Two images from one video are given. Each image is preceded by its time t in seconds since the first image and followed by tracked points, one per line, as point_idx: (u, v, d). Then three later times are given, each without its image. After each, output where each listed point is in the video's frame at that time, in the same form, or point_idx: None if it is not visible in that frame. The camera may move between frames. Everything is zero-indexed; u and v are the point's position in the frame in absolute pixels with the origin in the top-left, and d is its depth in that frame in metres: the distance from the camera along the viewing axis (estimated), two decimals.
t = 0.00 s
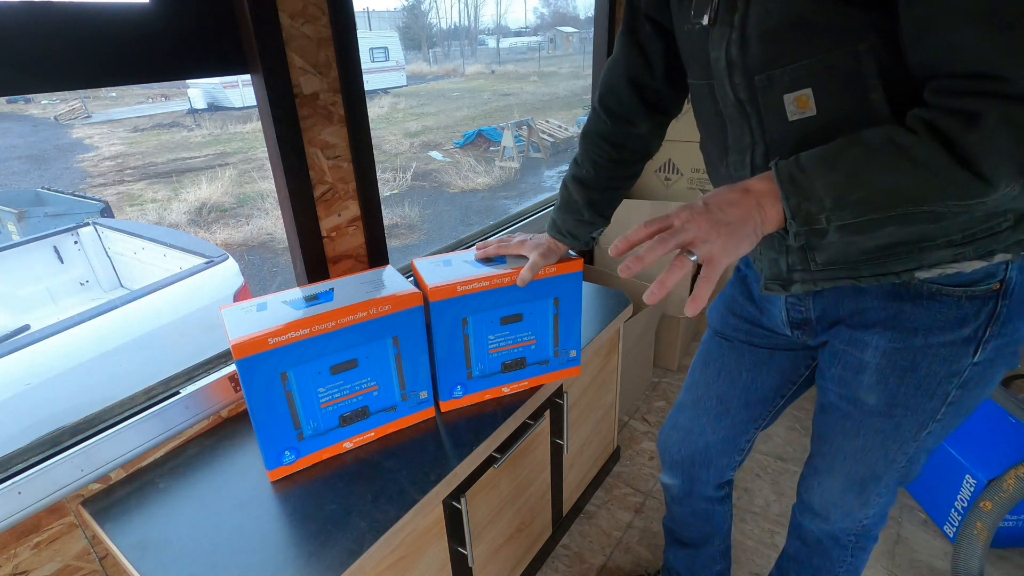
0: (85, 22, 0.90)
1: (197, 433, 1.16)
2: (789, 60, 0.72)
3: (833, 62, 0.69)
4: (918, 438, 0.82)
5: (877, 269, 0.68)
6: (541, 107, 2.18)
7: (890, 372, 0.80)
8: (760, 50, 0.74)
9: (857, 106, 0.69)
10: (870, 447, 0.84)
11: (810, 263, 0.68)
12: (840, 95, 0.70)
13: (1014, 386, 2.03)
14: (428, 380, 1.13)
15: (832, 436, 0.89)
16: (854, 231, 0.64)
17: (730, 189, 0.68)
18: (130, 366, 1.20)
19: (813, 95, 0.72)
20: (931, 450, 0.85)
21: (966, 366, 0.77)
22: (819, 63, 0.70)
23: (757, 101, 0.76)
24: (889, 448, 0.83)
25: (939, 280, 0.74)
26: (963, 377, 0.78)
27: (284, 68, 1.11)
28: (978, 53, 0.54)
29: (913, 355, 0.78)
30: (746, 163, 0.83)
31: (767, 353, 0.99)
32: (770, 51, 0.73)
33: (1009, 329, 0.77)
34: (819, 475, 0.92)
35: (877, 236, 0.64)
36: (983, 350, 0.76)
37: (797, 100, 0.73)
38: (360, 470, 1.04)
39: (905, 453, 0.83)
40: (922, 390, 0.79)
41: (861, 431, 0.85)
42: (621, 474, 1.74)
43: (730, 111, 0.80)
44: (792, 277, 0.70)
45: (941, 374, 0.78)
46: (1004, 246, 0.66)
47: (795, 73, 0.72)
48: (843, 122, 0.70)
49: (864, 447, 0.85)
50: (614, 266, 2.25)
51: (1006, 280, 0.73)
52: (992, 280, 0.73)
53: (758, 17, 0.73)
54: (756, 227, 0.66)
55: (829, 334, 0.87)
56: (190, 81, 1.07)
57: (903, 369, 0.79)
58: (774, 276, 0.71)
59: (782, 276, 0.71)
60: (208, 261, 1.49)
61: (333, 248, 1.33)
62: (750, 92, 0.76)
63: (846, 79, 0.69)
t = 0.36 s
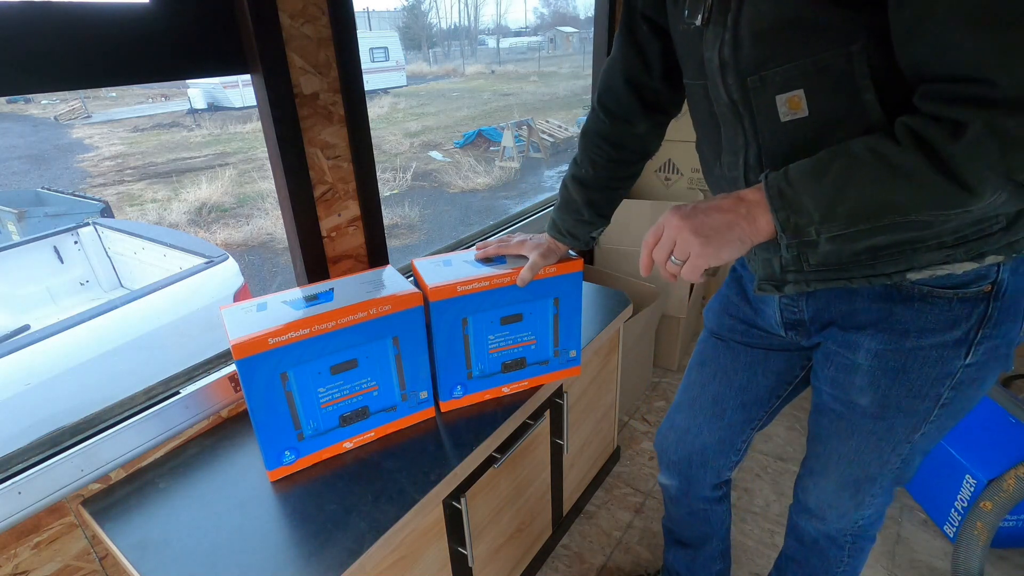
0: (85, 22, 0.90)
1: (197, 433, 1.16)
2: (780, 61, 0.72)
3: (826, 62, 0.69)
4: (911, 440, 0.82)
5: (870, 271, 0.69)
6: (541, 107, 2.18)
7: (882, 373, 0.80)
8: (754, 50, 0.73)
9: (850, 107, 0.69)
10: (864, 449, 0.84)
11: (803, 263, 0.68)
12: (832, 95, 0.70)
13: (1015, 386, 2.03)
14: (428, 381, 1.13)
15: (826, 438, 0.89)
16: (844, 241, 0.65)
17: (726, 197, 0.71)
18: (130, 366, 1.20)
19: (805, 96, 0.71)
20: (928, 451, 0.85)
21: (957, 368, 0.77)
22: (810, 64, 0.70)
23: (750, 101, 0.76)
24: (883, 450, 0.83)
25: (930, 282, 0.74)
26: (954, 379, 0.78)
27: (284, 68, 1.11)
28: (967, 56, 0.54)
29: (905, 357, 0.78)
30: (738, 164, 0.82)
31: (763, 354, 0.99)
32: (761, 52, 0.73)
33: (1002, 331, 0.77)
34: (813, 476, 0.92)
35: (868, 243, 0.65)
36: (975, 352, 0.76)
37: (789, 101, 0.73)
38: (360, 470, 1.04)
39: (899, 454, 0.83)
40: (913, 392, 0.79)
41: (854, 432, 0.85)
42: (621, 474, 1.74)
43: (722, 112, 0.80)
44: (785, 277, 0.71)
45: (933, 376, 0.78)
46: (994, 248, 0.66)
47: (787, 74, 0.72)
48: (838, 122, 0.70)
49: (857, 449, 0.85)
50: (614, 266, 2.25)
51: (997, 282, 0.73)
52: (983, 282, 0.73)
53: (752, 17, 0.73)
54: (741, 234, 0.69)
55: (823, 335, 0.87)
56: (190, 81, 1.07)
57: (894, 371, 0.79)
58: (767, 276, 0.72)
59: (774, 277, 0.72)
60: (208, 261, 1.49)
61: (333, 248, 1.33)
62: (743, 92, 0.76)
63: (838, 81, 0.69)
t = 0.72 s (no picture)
0: (85, 22, 0.90)
1: (197, 433, 1.16)
2: (779, 63, 0.72)
3: (825, 63, 0.69)
4: (912, 440, 0.82)
5: (872, 271, 0.69)
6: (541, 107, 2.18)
7: (883, 373, 0.80)
8: (753, 51, 0.74)
9: (851, 108, 0.69)
10: (865, 449, 0.84)
11: (803, 264, 0.68)
12: (832, 95, 0.70)
13: (1014, 386, 2.04)
14: (428, 380, 1.13)
15: (827, 438, 0.89)
16: (848, 244, 0.65)
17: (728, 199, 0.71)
18: (131, 366, 1.20)
19: (805, 96, 0.71)
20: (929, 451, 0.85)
21: (958, 368, 0.77)
22: (810, 65, 0.70)
23: (749, 103, 0.76)
24: (883, 450, 0.83)
25: (932, 281, 0.74)
26: (955, 379, 0.78)
27: (284, 68, 1.11)
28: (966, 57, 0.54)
29: (906, 357, 0.78)
30: (737, 165, 0.82)
31: (763, 354, 0.99)
32: (761, 53, 0.73)
33: (1002, 331, 0.77)
34: (814, 476, 0.92)
35: (870, 246, 0.65)
36: (976, 352, 0.76)
37: (789, 102, 0.73)
38: (361, 470, 1.04)
39: (900, 454, 0.83)
40: (915, 393, 0.79)
41: (855, 432, 0.84)
42: (621, 474, 1.74)
43: (721, 113, 0.80)
44: (785, 278, 0.70)
45: (934, 376, 0.78)
46: (995, 248, 0.66)
47: (786, 75, 0.72)
48: (839, 122, 0.70)
49: (858, 449, 0.85)
50: (614, 266, 2.25)
51: (998, 281, 0.73)
52: (984, 282, 0.73)
53: (751, 18, 0.73)
54: (742, 236, 0.69)
55: (823, 335, 0.87)
56: (190, 82, 1.07)
57: (895, 371, 0.79)
58: (767, 277, 0.71)
59: (774, 278, 0.71)
60: (208, 261, 1.49)
61: (333, 248, 1.33)
62: (742, 93, 0.76)
63: (838, 82, 0.69)
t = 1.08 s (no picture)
0: (84, 21, 0.89)
1: (197, 433, 1.16)
2: (782, 63, 0.72)
3: (829, 62, 0.69)
4: (916, 441, 0.82)
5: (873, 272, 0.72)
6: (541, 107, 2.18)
7: (887, 374, 0.80)
8: (753, 52, 0.74)
9: (854, 109, 0.70)
10: (868, 451, 0.84)
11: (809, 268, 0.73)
12: (836, 94, 0.70)
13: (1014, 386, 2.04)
14: (428, 381, 1.13)
15: (830, 439, 0.89)
16: (869, 253, 0.65)
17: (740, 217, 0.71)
18: (131, 366, 1.20)
19: (810, 96, 0.72)
20: (932, 452, 0.85)
21: (962, 369, 0.77)
22: (814, 65, 0.70)
23: (753, 103, 0.76)
24: (886, 451, 0.83)
25: (937, 283, 0.74)
26: (960, 381, 0.78)
27: (284, 67, 1.11)
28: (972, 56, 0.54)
29: (910, 359, 0.78)
30: (741, 165, 0.82)
31: (767, 354, 0.99)
32: (765, 54, 0.73)
33: (1007, 333, 0.77)
34: (816, 476, 0.92)
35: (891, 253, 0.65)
36: (981, 353, 0.76)
37: (794, 101, 0.73)
38: (360, 470, 1.04)
39: (904, 455, 0.83)
40: (920, 395, 0.79)
41: (858, 433, 0.84)
42: (621, 474, 1.74)
43: (726, 114, 0.80)
44: (790, 279, 0.76)
45: (939, 378, 0.78)
46: (1001, 249, 0.68)
47: (791, 75, 0.72)
48: (842, 122, 0.71)
49: (862, 450, 0.85)
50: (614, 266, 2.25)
51: (1003, 284, 0.73)
52: (990, 285, 0.73)
53: (751, 19, 0.73)
54: (760, 252, 0.68)
55: (828, 335, 0.87)
56: (190, 82, 1.07)
57: (900, 374, 0.79)
58: (773, 280, 0.78)
59: (779, 278, 0.78)
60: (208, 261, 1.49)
61: (332, 248, 1.33)
62: (746, 92, 0.76)
63: (842, 82, 0.69)
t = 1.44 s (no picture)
0: (85, 22, 0.89)
1: (197, 433, 1.16)
2: (777, 45, 0.72)
3: (822, 52, 0.69)
4: (885, 436, 0.82)
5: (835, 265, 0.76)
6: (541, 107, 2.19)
7: (850, 368, 0.81)
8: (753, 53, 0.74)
9: (840, 103, 0.70)
10: (838, 445, 0.85)
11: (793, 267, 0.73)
12: (823, 85, 0.70)
13: (1013, 386, 2.04)
14: (428, 380, 1.13)
15: (803, 434, 0.90)
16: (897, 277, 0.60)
17: (762, 247, 0.60)
18: (131, 367, 1.20)
19: (798, 82, 0.72)
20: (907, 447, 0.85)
21: (923, 365, 0.77)
22: (807, 49, 0.70)
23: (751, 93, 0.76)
24: (857, 445, 0.84)
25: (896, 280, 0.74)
26: (921, 375, 0.78)
27: (284, 68, 1.11)
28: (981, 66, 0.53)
29: (870, 354, 0.79)
30: (729, 144, 0.83)
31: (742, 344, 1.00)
32: (760, 34, 0.73)
33: (966, 329, 0.77)
34: (795, 474, 0.93)
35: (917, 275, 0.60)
36: (940, 349, 0.76)
37: (782, 86, 0.73)
38: (361, 470, 1.04)
39: (874, 449, 0.83)
40: (882, 389, 0.80)
41: (828, 427, 0.86)
42: (621, 474, 1.74)
43: (721, 88, 0.80)
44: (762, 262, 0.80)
45: (899, 374, 0.79)
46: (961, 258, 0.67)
47: (783, 58, 0.72)
48: (828, 114, 0.71)
49: (831, 445, 0.86)
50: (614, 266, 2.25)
51: (962, 282, 0.73)
52: (946, 283, 0.73)
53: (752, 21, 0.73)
54: (785, 292, 0.59)
55: (793, 328, 0.88)
56: (190, 82, 1.07)
57: (861, 368, 0.81)
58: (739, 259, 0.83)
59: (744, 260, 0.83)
60: (209, 261, 1.49)
61: (332, 248, 1.33)
62: (740, 70, 0.76)
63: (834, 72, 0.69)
